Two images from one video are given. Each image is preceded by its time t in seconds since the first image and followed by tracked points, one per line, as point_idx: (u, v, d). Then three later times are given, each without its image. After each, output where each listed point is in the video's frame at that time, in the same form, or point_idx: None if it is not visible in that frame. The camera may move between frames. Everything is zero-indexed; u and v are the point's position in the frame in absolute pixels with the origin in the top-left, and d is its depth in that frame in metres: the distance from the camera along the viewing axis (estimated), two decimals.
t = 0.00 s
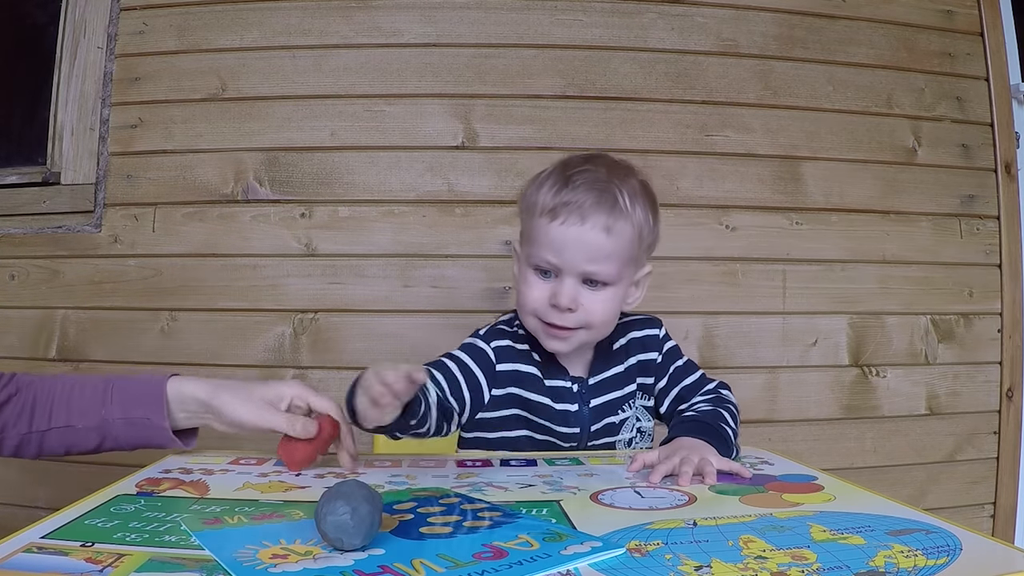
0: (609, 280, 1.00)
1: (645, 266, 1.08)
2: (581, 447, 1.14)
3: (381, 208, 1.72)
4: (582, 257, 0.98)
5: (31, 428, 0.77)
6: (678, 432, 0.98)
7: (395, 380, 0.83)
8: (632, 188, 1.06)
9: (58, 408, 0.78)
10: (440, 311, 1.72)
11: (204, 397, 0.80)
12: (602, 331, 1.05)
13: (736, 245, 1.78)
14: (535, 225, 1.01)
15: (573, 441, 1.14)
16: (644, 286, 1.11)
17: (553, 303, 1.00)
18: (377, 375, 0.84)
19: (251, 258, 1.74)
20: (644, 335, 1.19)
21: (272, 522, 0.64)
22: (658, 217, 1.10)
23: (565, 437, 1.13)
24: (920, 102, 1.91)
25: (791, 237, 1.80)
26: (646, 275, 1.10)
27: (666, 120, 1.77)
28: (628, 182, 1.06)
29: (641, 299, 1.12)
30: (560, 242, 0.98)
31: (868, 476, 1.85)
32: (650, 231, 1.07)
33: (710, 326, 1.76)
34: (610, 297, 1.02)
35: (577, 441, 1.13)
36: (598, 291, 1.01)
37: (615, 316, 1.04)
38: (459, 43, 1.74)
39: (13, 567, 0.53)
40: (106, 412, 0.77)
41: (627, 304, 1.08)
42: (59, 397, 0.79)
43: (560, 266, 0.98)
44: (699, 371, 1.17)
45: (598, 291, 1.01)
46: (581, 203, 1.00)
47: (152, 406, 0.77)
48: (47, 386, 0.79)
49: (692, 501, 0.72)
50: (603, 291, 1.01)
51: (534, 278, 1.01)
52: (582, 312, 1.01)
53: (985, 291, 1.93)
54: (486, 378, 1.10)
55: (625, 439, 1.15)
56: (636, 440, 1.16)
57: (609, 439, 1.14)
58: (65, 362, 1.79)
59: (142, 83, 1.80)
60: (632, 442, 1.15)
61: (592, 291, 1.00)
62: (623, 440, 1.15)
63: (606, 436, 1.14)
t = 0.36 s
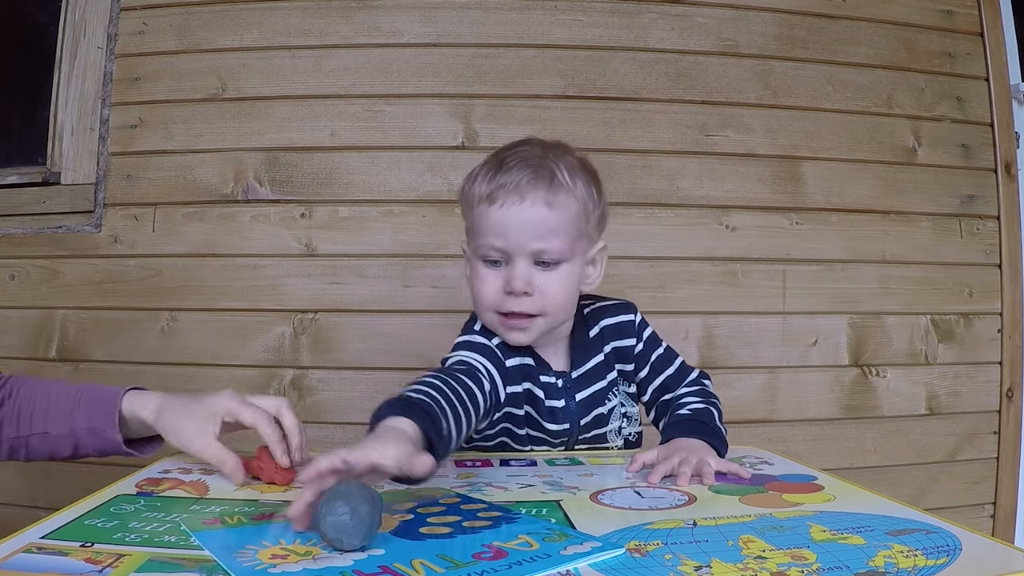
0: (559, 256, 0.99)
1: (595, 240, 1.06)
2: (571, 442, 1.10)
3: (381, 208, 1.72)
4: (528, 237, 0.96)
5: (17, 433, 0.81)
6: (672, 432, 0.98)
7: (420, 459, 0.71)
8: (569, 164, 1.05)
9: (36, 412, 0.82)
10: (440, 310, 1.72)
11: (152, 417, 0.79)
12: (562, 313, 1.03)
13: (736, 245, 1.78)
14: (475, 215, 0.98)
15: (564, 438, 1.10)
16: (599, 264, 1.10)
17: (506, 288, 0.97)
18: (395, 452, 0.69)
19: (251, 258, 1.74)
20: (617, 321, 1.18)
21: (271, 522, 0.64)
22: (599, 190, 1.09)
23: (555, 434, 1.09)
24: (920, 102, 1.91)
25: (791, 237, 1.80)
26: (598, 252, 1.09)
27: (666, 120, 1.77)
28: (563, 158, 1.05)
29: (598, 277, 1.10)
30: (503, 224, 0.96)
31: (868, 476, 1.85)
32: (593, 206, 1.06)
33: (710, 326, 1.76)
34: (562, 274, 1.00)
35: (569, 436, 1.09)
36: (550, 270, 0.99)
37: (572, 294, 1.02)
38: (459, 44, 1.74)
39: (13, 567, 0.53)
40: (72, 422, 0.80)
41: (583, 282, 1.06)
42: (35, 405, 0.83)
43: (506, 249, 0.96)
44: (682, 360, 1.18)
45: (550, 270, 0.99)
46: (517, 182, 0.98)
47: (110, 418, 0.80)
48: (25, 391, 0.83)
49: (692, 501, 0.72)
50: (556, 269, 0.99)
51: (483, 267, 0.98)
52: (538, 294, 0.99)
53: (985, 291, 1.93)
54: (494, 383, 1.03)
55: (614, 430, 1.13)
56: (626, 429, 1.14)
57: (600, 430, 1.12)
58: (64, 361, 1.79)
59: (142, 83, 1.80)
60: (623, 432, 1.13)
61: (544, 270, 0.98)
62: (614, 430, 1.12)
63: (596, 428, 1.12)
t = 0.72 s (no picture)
0: (514, 267, 0.98)
1: (562, 247, 1.05)
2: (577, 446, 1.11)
3: (381, 208, 1.72)
4: (478, 251, 0.96)
5: None
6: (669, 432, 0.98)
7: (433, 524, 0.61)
8: (529, 173, 1.05)
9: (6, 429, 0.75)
10: (439, 310, 1.72)
11: None
12: (534, 324, 1.02)
13: (736, 246, 1.78)
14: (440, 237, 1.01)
15: (568, 443, 1.10)
16: (579, 269, 1.08)
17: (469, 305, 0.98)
18: (437, 503, 0.64)
19: (251, 258, 1.74)
20: (618, 327, 1.18)
21: (271, 523, 0.64)
22: (567, 195, 1.07)
23: (560, 441, 1.09)
24: (920, 102, 1.91)
25: (790, 237, 1.80)
26: (575, 257, 1.07)
27: (666, 120, 1.77)
28: (522, 169, 1.05)
29: (579, 283, 1.08)
30: (458, 243, 0.97)
31: (869, 476, 1.85)
32: (557, 212, 1.05)
33: (711, 326, 1.76)
34: (524, 286, 0.99)
35: (575, 441, 1.10)
36: (511, 283, 0.98)
37: (540, 304, 1.01)
38: (459, 44, 1.74)
39: (13, 567, 0.53)
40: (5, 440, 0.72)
41: (558, 290, 1.05)
42: None
43: (464, 266, 0.97)
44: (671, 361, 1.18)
45: (507, 281, 0.98)
46: (469, 199, 0.99)
47: None
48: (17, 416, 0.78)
49: (691, 501, 0.72)
50: (514, 280, 0.99)
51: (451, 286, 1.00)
52: (498, 307, 0.98)
53: (985, 291, 1.93)
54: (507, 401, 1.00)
55: (617, 434, 1.13)
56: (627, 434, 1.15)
57: (604, 435, 1.12)
58: (64, 361, 1.79)
59: (142, 83, 1.80)
60: (625, 435, 1.14)
61: (504, 283, 0.98)
62: (617, 435, 1.13)
63: (601, 433, 1.12)
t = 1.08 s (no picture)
0: (500, 262, 0.99)
1: (553, 240, 1.05)
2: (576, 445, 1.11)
3: (381, 208, 1.72)
4: (464, 247, 0.98)
5: None
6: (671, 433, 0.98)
7: (448, 427, 0.80)
8: (519, 167, 1.05)
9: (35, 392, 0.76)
10: (439, 310, 1.72)
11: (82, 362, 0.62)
12: (524, 319, 1.02)
13: (736, 246, 1.78)
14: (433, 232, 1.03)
15: (566, 441, 1.11)
16: (575, 262, 1.08)
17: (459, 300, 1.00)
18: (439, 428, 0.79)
19: (251, 258, 1.75)
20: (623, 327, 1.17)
21: (272, 522, 0.64)
22: (559, 188, 1.07)
23: (558, 439, 1.10)
24: (920, 102, 1.91)
25: (790, 237, 1.80)
26: (570, 250, 1.07)
27: (666, 120, 1.77)
28: (512, 163, 1.06)
29: (575, 277, 1.08)
30: (447, 238, 0.99)
31: (869, 476, 1.85)
32: (549, 206, 1.05)
33: (710, 326, 1.76)
34: (513, 281, 1.00)
35: (572, 439, 1.10)
36: (499, 278, 0.99)
37: (529, 299, 1.02)
38: (459, 44, 1.74)
39: (12, 569, 0.53)
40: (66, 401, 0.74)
41: (552, 284, 1.05)
42: None
43: (454, 261, 0.99)
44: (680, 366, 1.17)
45: (495, 277, 0.99)
46: (457, 195, 1.01)
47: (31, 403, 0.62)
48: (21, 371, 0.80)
49: (691, 501, 0.72)
50: (502, 274, 1.00)
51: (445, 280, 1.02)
52: (486, 302, 0.99)
53: (985, 291, 1.93)
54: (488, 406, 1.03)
55: (617, 434, 1.13)
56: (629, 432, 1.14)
57: (603, 433, 1.12)
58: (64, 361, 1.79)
59: (142, 83, 1.80)
60: (626, 434, 1.14)
61: (493, 278, 0.99)
62: (617, 434, 1.13)
63: (599, 431, 1.12)
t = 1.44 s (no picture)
0: (504, 254, 1.05)
1: (557, 237, 1.10)
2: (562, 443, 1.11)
3: (381, 208, 1.72)
4: (472, 238, 1.05)
5: (65, 378, 0.76)
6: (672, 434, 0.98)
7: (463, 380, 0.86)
8: (529, 168, 1.12)
9: (86, 361, 0.77)
10: (440, 310, 1.72)
11: (227, 384, 0.75)
12: (524, 310, 1.07)
13: (736, 246, 1.78)
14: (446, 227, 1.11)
15: (552, 437, 1.11)
16: (577, 261, 1.13)
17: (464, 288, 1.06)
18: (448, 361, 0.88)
19: (251, 258, 1.74)
20: (619, 332, 1.18)
21: (275, 521, 0.64)
22: (566, 188, 1.13)
23: (543, 433, 1.11)
24: (920, 102, 1.91)
25: (791, 237, 1.80)
26: (572, 249, 1.12)
27: (666, 120, 1.77)
28: (522, 164, 1.12)
29: (575, 275, 1.13)
30: (458, 230, 1.06)
31: (869, 476, 1.85)
32: (554, 205, 1.11)
33: (711, 326, 1.76)
34: (515, 272, 1.05)
35: (557, 436, 1.11)
36: (502, 269, 1.05)
37: (530, 291, 1.07)
38: (459, 44, 1.74)
39: (15, 566, 0.53)
40: (134, 374, 0.75)
41: (552, 279, 1.10)
42: None
43: (463, 251, 1.06)
44: (678, 372, 1.16)
45: (498, 267, 1.05)
46: (470, 192, 1.08)
47: (177, 379, 0.75)
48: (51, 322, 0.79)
49: (692, 501, 0.72)
50: (506, 266, 1.06)
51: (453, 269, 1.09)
52: (490, 291, 1.05)
53: (985, 291, 1.93)
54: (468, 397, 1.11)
55: (606, 435, 1.12)
56: (620, 435, 1.12)
57: (592, 434, 1.11)
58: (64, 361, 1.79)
59: (142, 83, 1.80)
60: (617, 436, 1.12)
61: (496, 269, 1.05)
62: (607, 435, 1.12)
63: (587, 431, 1.11)
